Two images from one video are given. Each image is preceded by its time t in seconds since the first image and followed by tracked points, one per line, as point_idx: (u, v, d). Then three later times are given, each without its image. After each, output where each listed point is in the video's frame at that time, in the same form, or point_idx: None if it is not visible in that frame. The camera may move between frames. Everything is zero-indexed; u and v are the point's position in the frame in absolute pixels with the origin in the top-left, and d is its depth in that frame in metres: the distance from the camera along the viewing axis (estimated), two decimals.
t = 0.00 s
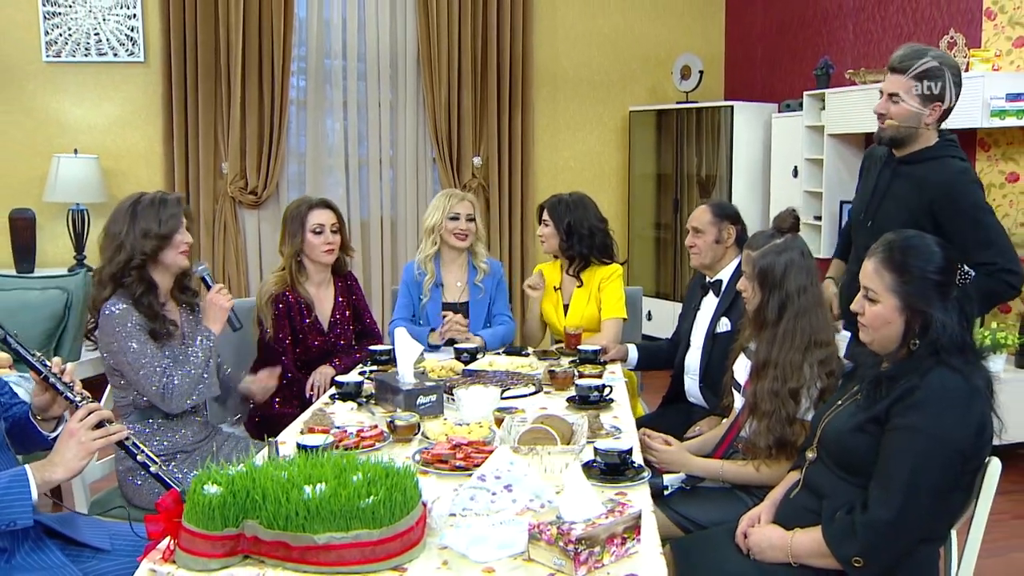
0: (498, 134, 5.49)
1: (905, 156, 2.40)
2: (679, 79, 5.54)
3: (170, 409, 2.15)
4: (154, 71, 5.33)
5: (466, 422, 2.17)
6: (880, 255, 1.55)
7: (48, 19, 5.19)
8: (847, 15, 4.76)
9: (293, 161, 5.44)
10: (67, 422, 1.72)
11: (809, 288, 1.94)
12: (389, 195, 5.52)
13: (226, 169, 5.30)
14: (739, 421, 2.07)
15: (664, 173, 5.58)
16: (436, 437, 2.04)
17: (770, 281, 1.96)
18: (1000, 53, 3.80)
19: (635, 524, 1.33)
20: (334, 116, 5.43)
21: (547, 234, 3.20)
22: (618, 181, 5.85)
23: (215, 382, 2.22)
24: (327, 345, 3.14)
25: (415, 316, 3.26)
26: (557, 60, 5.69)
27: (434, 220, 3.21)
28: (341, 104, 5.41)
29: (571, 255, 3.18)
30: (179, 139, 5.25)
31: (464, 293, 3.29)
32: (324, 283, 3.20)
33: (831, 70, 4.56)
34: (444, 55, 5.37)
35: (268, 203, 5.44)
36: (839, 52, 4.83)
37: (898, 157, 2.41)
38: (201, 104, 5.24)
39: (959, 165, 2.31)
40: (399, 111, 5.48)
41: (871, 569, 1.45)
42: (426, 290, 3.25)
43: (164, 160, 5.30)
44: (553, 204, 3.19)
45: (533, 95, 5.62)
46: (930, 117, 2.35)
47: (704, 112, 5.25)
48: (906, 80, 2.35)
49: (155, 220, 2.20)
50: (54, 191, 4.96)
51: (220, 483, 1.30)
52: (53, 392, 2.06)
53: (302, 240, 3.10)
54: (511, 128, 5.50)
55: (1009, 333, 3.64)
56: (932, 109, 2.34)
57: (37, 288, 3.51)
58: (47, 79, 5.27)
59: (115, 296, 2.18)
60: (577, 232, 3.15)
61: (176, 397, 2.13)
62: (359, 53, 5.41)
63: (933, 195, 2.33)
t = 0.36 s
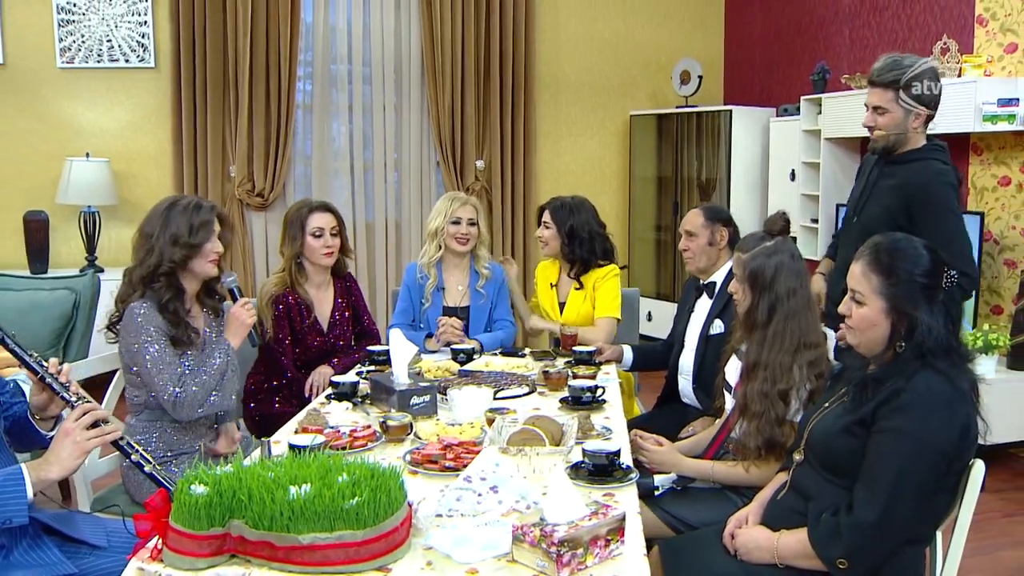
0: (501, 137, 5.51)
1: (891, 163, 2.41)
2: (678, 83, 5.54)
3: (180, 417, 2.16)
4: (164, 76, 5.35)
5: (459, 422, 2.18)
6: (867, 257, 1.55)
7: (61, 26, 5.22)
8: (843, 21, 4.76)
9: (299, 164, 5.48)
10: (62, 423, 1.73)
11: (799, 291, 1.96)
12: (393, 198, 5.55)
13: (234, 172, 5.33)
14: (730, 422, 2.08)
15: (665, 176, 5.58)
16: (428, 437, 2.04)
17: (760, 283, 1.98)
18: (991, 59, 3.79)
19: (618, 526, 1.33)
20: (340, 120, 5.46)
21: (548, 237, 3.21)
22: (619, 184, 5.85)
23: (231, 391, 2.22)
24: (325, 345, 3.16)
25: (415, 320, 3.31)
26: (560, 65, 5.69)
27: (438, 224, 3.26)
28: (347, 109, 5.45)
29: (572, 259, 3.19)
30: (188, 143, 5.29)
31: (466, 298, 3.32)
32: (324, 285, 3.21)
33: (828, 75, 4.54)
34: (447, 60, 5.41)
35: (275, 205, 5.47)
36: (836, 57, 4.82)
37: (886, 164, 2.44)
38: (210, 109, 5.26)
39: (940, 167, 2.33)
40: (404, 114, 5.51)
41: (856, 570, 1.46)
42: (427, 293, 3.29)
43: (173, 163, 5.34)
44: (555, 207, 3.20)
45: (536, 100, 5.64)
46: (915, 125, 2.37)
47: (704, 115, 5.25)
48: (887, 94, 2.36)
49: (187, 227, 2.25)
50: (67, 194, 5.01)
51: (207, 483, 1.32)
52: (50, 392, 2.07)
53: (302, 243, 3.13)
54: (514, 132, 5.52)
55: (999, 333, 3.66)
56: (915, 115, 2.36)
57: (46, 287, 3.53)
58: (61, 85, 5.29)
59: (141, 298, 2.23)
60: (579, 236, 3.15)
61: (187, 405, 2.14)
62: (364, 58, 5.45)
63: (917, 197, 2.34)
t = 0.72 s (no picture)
0: (505, 139, 5.53)
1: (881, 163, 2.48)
2: (679, 87, 5.54)
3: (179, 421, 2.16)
4: (176, 80, 5.37)
5: (453, 422, 2.19)
6: (856, 259, 1.55)
7: (77, 33, 5.27)
8: (841, 26, 4.75)
9: (307, 167, 5.51)
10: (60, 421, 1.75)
11: (790, 292, 1.98)
12: (399, 200, 5.58)
13: (243, 174, 5.36)
14: (722, 423, 2.10)
15: (667, 178, 5.58)
16: (421, 437, 2.04)
17: (752, 284, 2.00)
18: (985, 64, 3.80)
19: (604, 527, 1.34)
20: (347, 124, 5.49)
21: (543, 238, 3.25)
22: (622, 186, 5.86)
23: (233, 399, 2.22)
24: (325, 344, 3.17)
25: (415, 321, 3.35)
26: (563, 69, 5.70)
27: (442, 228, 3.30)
28: (353, 112, 5.48)
29: (567, 258, 3.27)
30: (198, 146, 5.32)
31: (467, 300, 3.34)
32: (325, 286, 3.23)
33: (826, 79, 4.53)
34: (452, 65, 5.43)
35: (282, 207, 5.50)
36: (834, 61, 4.82)
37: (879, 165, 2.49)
38: (219, 112, 5.30)
39: (928, 165, 2.38)
40: (409, 118, 5.53)
41: (842, 571, 1.47)
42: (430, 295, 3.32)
43: (184, 166, 5.36)
44: (548, 210, 3.23)
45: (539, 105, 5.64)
46: (903, 126, 2.44)
47: (706, 118, 5.24)
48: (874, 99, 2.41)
49: (197, 235, 2.24)
50: (81, 196, 5.06)
51: (195, 483, 1.33)
52: (48, 392, 2.07)
53: (302, 246, 3.17)
54: (518, 135, 5.54)
55: (993, 333, 3.67)
56: (903, 115, 2.42)
57: (57, 289, 3.68)
58: (76, 90, 5.33)
59: (151, 301, 2.23)
60: (574, 235, 3.22)
61: (186, 411, 2.14)
62: (370, 63, 5.48)
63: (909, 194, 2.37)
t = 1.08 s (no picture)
0: (512, 141, 5.54)
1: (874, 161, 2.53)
2: (683, 91, 5.53)
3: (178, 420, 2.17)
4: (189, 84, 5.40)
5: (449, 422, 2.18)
6: (847, 261, 1.55)
7: (94, 39, 5.31)
8: (841, 30, 4.74)
9: (316, 169, 5.53)
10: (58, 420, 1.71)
11: (784, 293, 1.99)
12: (407, 201, 5.59)
13: (254, 176, 5.38)
14: (716, 424, 2.11)
15: (671, 180, 5.57)
16: (416, 436, 2.03)
17: (746, 286, 2.01)
18: (982, 68, 3.78)
19: (589, 529, 1.34)
20: (356, 127, 5.51)
21: (540, 239, 3.30)
22: (628, 188, 5.86)
23: (232, 399, 2.21)
24: (327, 343, 3.18)
25: (419, 322, 3.35)
26: (568, 73, 5.70)
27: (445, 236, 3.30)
28: (362, 115, 5.50)
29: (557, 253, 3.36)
30: (211, 149, 5.35)
31: (474, 301, 3.34)
32: (328, 286, 3.25)
33: (826, 83, 4.52)
34: (460, 68, 5.44)
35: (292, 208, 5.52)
36: (834, 65, 4.81)
37: (872, 164, 2.55)
38: (231, 116, 5.33)
39: (921, 159, 2.46)
40: (417, 121, 5.55)
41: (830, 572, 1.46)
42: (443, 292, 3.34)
43: (197, 169, 5.39)
44: (545, 209, 3.30)
45: (545, 108, 5.64)
46: (893, 125, 2.49)
47: (710, 121, 5.23)
48: (863, 101, 2.47)
49: (197, 238, 2.23)
50: (97, 198, 5.11)
51: (184, 482, 1.33)
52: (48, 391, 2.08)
53: (306, 247, 3.18)
54: (525, 139, 5.55)
55: (991, 333, 3.66)
56: (891, 115, 2.48)
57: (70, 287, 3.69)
58: (93, 94, 5.37)
59: (151, 301, 2.23)
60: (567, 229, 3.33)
61: (184, 411, 2.15)
62: (379, 66, 5.50)
63: (907, 187, 2.44)
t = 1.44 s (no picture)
0: (520, 143, 5.53)
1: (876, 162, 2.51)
2: (689, 92, 5.50)
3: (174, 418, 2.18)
4: (200, 86, 5.41)
5: (444, 423, 2.16)
6: (840, 263, 1.53)
7: (108, 43, 5.34)
8: (845, 32, 4.71)
9: (325, 170, 5.53)
10: (52, 419, 1.63)
11: (779, 294, 1.98)
12: (415, 202, 5.59)
13: (264, 177, 5.39)
14: (712, 426, 2.10)
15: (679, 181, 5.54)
16: (409, 437, 2.01)
17: (742, 286, 2.00)
18: (984, 69, 3.75)
19: (575, 533, 1.33)
20: (365, 128, 5.51)
21: (531, 243, 3.30)
22: (636, 189, 5.83)
23: (227, 396, 2.23)
24: (329, 342, 3.18)
25: (426, 320, 3.41)
26: (575, 74, 5.68)
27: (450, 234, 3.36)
28: (371, 116, 5.51)
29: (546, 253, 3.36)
30: (221, 151, 5.37)
31: (483, 302, 3.36)
32: (330, 285, 3.25)
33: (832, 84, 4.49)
34: (468, 70, 5.43)
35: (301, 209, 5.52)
36: (839, 67, 4.77)
37: (873, 165, 2.53)
38: (242, 118, 5.34)
39: (924, 160, 2.44)
40: (425, 123, 5.55)
41: None
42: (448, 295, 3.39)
43: (208, 170, 5.40)
44: (533, 213, 3.29)
45: (552, 110, 5.62)
46: (891, 124, 2.46)
47: (717, 122, 5.19)
48: (858, 101, 2.45)
49: (193, 237, 2.22)
50: (110, 199, 5.11)
51: (169, 482, 1.33)
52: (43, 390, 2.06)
53: (307, 248, 3.17)
54: (533, 140, 5.54)
55: (994, 333, 3.62)
56: (888, 114, 2.45)
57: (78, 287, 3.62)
58: (107, 97, 5.39)
59: (148, 299, 2.22)
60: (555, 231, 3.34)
61: (180, 409, 2.16)
62: (387, 68, 5.51)
63: (909, 186, 2.41)
